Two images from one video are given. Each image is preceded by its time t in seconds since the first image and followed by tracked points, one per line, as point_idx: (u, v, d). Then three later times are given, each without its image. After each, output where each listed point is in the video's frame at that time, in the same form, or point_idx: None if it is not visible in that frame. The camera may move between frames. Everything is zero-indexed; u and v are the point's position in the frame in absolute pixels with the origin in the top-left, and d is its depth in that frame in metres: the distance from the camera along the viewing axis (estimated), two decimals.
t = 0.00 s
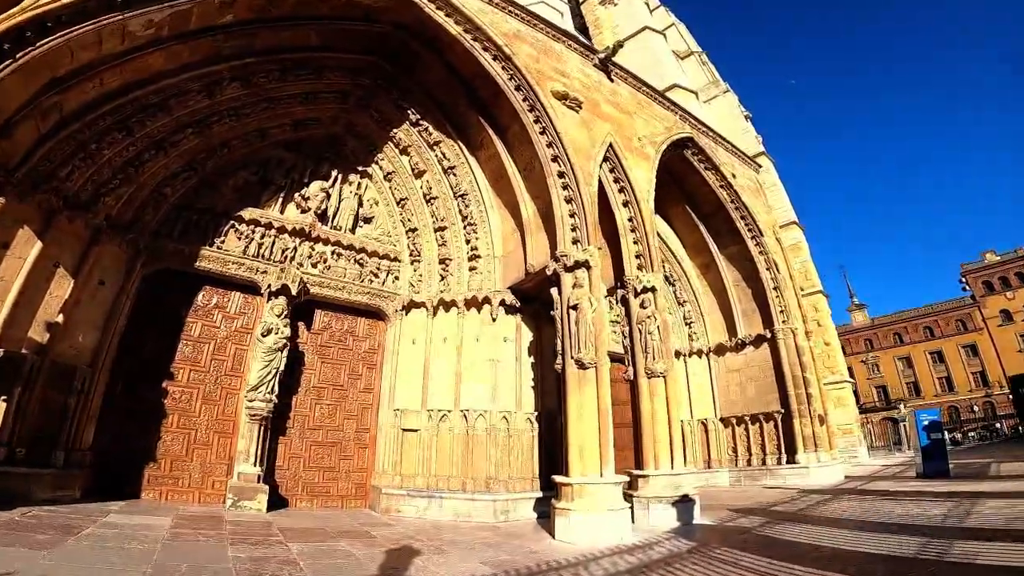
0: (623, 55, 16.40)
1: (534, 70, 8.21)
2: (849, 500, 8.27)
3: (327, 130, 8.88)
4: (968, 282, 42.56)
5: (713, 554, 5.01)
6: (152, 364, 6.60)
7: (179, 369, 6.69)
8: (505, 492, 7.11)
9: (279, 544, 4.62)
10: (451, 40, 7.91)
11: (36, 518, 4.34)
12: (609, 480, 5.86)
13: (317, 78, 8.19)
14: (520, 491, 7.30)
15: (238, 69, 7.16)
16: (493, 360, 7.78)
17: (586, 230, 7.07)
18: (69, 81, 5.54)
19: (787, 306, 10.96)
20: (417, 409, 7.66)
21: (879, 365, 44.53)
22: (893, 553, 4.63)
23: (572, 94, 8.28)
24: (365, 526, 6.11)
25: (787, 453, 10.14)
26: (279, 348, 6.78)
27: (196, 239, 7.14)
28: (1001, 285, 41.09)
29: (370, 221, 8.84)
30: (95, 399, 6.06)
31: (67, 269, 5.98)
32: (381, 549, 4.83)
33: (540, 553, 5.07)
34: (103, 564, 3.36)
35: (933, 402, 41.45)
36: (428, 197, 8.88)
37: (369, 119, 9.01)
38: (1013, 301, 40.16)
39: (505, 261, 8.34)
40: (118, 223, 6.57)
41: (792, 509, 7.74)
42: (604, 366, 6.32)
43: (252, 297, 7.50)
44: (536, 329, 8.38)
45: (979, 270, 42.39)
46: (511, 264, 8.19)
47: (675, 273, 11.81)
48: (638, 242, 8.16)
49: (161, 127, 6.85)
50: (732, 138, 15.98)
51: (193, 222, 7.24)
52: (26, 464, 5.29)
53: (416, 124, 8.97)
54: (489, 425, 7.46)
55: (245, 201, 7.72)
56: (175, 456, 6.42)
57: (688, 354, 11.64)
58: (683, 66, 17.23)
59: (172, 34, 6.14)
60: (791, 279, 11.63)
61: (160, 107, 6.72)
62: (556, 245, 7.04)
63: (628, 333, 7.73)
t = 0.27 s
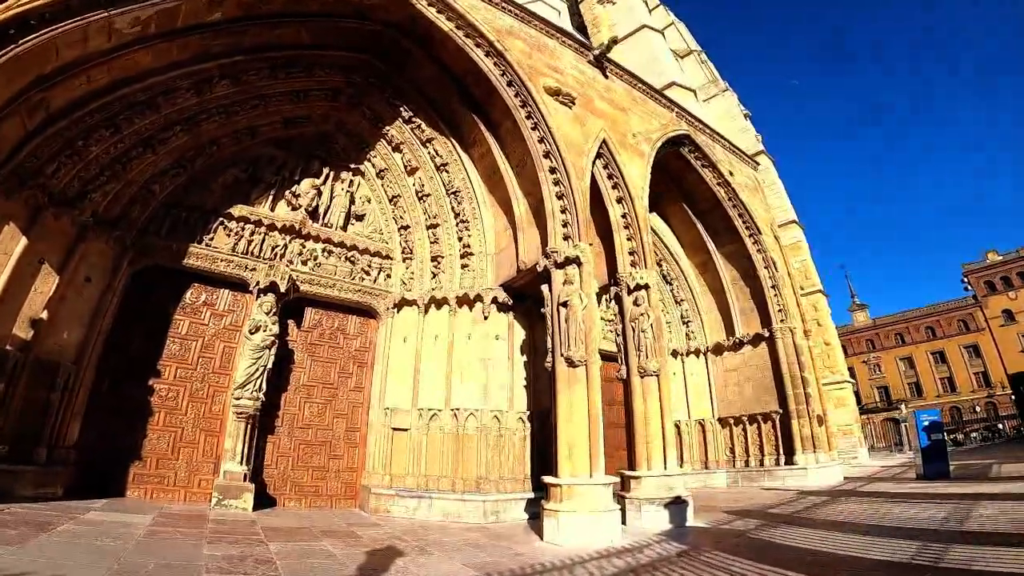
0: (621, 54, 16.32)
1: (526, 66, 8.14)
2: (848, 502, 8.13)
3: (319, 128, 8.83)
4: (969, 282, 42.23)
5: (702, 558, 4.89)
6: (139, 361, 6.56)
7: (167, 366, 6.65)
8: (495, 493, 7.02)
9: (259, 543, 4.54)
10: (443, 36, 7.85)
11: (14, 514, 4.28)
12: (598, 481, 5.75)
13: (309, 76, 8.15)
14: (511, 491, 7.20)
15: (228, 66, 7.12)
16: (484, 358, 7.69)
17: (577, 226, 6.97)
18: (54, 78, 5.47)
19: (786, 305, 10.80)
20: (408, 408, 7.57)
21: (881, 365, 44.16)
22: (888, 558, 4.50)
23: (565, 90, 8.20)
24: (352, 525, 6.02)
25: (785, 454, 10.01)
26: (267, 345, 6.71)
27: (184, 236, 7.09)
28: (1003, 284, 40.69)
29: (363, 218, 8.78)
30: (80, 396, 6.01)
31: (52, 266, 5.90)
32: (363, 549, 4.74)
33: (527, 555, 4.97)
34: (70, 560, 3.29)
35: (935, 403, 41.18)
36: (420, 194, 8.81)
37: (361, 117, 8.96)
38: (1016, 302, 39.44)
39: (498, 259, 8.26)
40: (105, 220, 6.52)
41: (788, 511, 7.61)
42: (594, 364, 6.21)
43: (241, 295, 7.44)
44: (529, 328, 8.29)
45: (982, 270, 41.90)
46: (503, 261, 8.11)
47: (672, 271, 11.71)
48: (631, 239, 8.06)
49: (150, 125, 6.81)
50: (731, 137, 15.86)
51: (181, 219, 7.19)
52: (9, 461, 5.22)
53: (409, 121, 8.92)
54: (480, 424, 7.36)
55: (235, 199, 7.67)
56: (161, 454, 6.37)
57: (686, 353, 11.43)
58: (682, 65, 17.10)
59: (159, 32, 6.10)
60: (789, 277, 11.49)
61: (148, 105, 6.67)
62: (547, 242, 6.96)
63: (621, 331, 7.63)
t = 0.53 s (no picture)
0: (621, 52, 16.17)
1: (520, 61, 8.04)
2: (849, 506, 7.94)
3: (313, 126, 8.75)
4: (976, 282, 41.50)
5: (693, 564, 4.75)
6: (128, 359, 6.51)
7: (155, 364, 6.60)
8: (487, 494, 6.91)
9: (238, 544, 4.47)
10: (437, 32, 7.76)
11: None
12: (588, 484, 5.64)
13: (302, 74, 8.07)
14: (503, 493, 7.08)
15: (220, 64, 7.05)
16: (477, 357, 7.59)
17: (571, 223, 6.84)
18: (40, 76, 5.39)
19: (787, 305, 10.62)
20: (399, 408, 7.47)
21: (885, 366, 43.90)
22: (885, 565, 4.35)
23: (559, 85, 8.10)
24: (339, 526, 5.93)
25: (786, 456, 9.83)
26: (256, 343, 6.63)
27: (174, 233, 7.04)
28: (1008, 285, 39.59)
29: (356, 216, 8.70)
30: (66, 393, 5.95)
31: (39, 263, 5.86)
32: (347, 552, 4.63)
33: (514, 559, 4.84)
34: (36, 557, 3.23)
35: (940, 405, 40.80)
36: (414, 192, 8.71)
37: (356, 115, 8.88)
38: None
39: (492, 257, 8.15)
40: (93, 217, 6.46)
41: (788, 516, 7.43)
42: (586, 364, 6.07)
43: (232, 292, 7.38)
44: (524, 327, 8.17)
45: (990, 270, 40.58)
46: (497, 259, 7.99)
47: (671, 271, 11.56)
48: (627, 237, 7.93)
49: (139, 122, 6.74)
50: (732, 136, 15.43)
51: (171, 217, 7.13)
52: None
53: (403, 118, 8.83)
54: (472, 424, 7.26)
55: (226, 196, 7.60)
56: (148, 452, 6.32)
57: (686, 353, 11.25)
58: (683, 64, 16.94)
59: (149, 29, 6.04)
60: (790, 277, 11.31)
61: (138, 102, 6.61)
62: (540, 239, 6.84)
63: (616, 330, 7.49)
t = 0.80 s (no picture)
0: (621, 51, 16.07)
1: (513, 58, 7.99)
2: (850, 508, 7.80)
3: (307, 125, 8.69)
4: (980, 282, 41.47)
5: (683, 568, 4.64)
6: (117, 357, 6.48)
7: (144, 363, 6.57)
8: (479, 495, 6.82)
9: (219, 543, 4.41)
10: (430, 30, 7.69)
11: None
12: (579, 485, 5.50)
13: (296, 72, 8.02)
14: (496, 494, 6.99)
15: (212, 63, 7.00)
16: (469, 356, 7.51)
17: (563, 220, 6.76)
18: (28, 75, 5.34)
19: (787, 304, 10.47)
20: (391, 407, 7.39)
21: (889, 366, 43.28)
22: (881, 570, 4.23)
23: (553, 82, 8.04)
24: (326, 526, 5.86)
25: (786, 457, 9.69)
26: (245, 342, 6.59)
27: (165, 232, 7.01)
28: (1014, 284, 39.85)
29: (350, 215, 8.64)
30: (54, 392, 5.92)
31: (29, 261, 5.82)
32: (330, 552, 4.56)
33: (501, 562, 4.75)
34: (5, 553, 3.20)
35: (944, 405, 40.39)
36: (408, 190, 8.63)
37: (351, 113, 8.82)
38: None
39: (485, 255, 8.07)
40: (82, 216, 6.42)
41: (787, 518, 7.29)
42: (578, 363, 5.94)
43: (223, 291, 7.35)
44: (518, 326, 8.08)
45: (991, 270, 41.16)
46: (490, 257, 7.91)
47: (670, 269, 11.43)
48: (622, 234, 7.83)
49: (130, 120, 6.70)
50: (733, 134, 15.31)
51: (162, 215, 7.09)
52: None
53: (398, 116, 8.77)
54: (464, 423, 7.18)
55: (218, 195, 7.56)
56: (136, 451, 6.28)
57: (685, 353, 11.13)
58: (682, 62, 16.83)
59: (138, 28, 6.00)
60: (791, 275, 11.16)
61: (129, 101, 6.57)
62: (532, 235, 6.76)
63: (611, 328, 7.38)
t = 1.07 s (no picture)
0: (620, 48, 15.97)
1: (505, 54, 7.95)
2: (847, 510, 7.66)
3: (300, 123, 8.67)
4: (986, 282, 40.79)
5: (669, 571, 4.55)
6: (106, 355, 6.49)
7: (133, 360, 6.58)
8: (468, 495, 6.77)
9: (197, 540, 4.39)
10: (421, 26, 7.64)
11: None
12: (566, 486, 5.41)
13: (289, 71, 8.00)
14: (485, 494, 6.93)
15: (203, 62, 6.99)
16: (460, 354, 7.44)
17: (553, 216, 6.69)
18: (16, 74, 5.34)
19: (786, 302, 10.34)
20: (381, 406, 7.34)
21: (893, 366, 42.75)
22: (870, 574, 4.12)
23: (545, 78, 7.99)
24: (311, 525, 5.82)
25: (784, 458, 9.57)
26: (234, 339, 6.56)
27: (154, 229, 7.00)
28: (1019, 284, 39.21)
29: (342, 212, 8.60)
30: (42, 389, 5.89)
31: (17, 258, 5.81)
32: (310, 551, 4.50)
33: (483, 563, 4.68)
34: None
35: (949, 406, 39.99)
36: (401, 187, 8.58)
37: (344, 111, 8.79)
38: None
39: (477, 253, 8.01)
40: (71, 213, 6.42)
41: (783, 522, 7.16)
42: (567, 361, 5.83)
43: (213, 289, 7.34)
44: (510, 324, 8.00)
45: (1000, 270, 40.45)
46: (482, 255, 7.85)
47: (668, 268, 11.31)
48: (615, 231, 7.74)
49: (120, 119, 6.70)
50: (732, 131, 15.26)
51: (152, 213, 7.08)
52: None
53: (391, 114, 8.71)
54: (454, 422, 7.11)
55: (208, 193, 7.55)
56: (124, 449, 6.28)
57: (682, 352, 11.03)
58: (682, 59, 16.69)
59: (127, 27, 6.01)
60: (790, 274, 11.03)
61: (119, 100, 6.57)
62: (521, 232, 6.69)
63: (603, 326, 7.29)
